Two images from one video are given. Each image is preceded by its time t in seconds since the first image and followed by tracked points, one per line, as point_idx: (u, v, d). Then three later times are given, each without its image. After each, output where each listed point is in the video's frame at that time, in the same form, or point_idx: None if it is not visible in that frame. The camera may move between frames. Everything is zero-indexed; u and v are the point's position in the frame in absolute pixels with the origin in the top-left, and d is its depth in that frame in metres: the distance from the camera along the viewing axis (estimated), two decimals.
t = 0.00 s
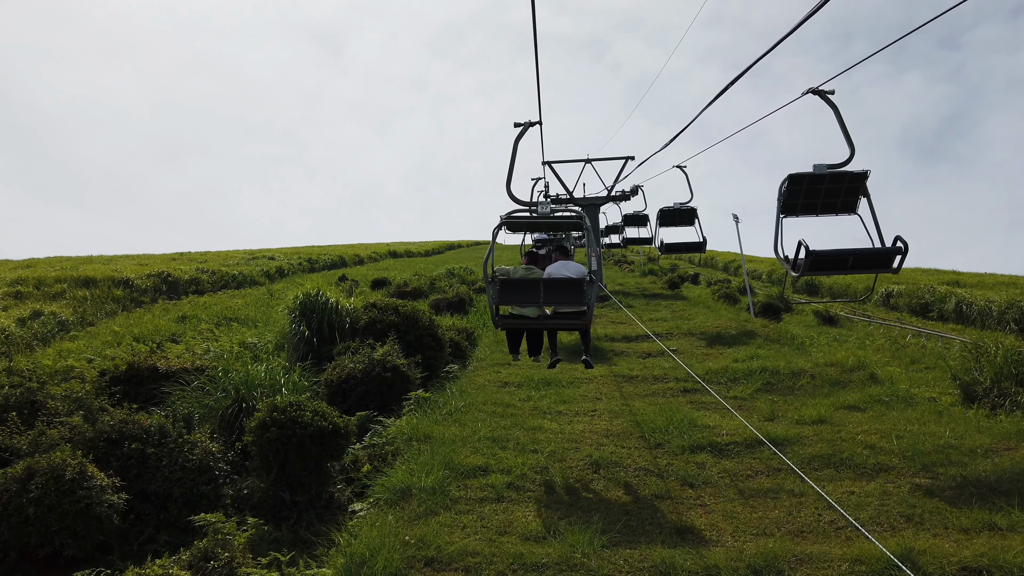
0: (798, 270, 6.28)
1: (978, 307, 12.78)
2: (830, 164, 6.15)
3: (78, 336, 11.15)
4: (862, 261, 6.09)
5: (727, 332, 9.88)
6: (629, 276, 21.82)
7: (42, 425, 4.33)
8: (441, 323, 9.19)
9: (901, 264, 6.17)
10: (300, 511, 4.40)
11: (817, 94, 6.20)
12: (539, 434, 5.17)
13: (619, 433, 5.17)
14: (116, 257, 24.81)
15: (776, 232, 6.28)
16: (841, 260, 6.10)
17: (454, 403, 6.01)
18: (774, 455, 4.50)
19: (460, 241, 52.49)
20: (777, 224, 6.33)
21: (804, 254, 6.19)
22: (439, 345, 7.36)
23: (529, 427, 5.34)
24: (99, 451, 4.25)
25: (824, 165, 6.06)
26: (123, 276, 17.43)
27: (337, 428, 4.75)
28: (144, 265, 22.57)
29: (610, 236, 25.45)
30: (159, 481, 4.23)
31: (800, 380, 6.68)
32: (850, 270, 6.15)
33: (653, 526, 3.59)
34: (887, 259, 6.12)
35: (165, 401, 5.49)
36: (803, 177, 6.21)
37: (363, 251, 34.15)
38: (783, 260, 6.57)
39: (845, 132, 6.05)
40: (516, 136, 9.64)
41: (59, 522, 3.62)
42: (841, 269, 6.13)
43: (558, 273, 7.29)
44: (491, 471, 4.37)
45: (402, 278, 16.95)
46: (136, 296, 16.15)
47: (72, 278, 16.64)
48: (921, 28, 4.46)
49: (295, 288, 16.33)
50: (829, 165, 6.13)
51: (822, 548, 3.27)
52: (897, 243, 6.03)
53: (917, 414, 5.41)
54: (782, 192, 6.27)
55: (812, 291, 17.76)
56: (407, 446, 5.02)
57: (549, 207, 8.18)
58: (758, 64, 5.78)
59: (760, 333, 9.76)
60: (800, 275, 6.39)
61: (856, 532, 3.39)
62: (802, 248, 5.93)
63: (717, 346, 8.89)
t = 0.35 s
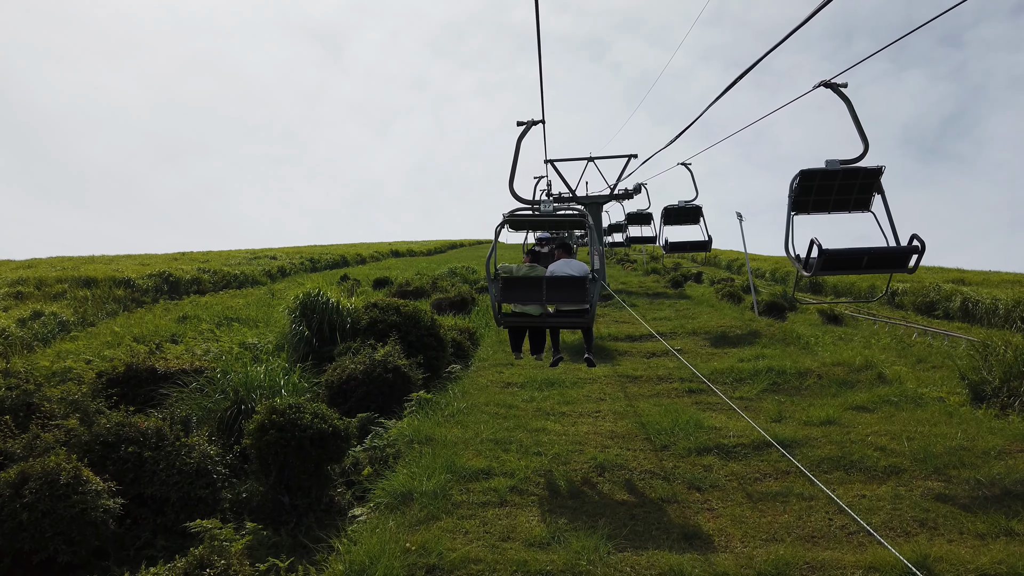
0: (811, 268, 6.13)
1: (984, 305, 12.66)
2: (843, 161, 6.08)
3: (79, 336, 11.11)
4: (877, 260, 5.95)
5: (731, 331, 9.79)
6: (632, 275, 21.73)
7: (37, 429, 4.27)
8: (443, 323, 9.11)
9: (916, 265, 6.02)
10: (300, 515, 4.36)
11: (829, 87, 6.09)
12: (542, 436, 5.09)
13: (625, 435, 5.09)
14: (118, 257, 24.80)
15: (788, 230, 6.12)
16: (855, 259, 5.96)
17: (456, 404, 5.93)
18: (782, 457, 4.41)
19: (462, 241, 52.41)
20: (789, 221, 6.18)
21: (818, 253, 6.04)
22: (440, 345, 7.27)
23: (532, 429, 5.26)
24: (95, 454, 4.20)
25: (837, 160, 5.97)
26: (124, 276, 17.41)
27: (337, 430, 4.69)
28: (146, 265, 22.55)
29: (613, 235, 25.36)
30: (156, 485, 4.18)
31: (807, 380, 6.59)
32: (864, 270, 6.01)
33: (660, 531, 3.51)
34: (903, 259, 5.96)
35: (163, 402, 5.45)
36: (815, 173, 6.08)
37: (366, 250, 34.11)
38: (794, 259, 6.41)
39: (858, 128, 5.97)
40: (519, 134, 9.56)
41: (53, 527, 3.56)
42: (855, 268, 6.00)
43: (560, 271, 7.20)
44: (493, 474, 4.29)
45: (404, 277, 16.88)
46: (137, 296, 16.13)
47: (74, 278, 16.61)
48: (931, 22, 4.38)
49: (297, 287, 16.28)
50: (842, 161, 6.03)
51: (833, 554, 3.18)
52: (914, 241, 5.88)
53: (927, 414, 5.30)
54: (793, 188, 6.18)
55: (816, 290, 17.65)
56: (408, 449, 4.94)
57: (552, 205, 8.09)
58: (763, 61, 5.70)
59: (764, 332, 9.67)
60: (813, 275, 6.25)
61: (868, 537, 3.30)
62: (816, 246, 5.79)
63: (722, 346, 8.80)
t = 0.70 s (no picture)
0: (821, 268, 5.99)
1: (987, 303, 12.56)
2: (852, 156, 6.01)
3: (75, 337, 11.01)
4: (889, 259, 5.83)
5: (733, 330, 9.71)
6: (632, 273, 21.64)
7: (26, 433, 4.19)
8: (442, 323, 9.02)
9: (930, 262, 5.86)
10: (296, 520, 4.29)
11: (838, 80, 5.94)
12: (542, 439, 5.00)
13: (626, 437, 5.01)
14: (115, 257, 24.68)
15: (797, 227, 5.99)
16: (867, 258, 5.83)
17: (455, 406, 5.84)
18: (786, 460, 4.31)
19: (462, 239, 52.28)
20: (798, 219, 6.04)
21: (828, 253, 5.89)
22: (439, 346, 7.18)
23: (532, 432, 5.18)
24: (85, 459, 4.12)
25: (846, 155, 5.89)
26: (122, 276, 17.30)
27: (332, 434, 4.61)
28: (144, 265, 22.44)
29: (613, 233, 25.27)
30: (148, 490, 4.10)
31: (810, 380, 6.50)
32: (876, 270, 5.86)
33: (662, 538, 3.41)
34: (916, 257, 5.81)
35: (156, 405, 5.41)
36: (824, 168, 5.98)
37: (365, 249, 34.01)
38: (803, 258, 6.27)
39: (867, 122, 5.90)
40: (519, 132, 9.47)
41: (41, 535, 3.48)
42: (866, 268, 5.87)
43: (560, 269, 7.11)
44: (492, 478, 4.21)
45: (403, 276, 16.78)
46: (135, 296, 16.03)
47: (70, 278, 16.50)
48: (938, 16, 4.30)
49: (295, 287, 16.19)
50: (852, 156, 5.95)
51: (841, 562, 3.09)
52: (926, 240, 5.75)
53: (933, 414, 5.21)
54: (802, 184, 6.08)
55: (818, 288, 17.58)
56: (405, 453, 4.85)
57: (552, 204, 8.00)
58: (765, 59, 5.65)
59: (766, 331, 9.58)
60: (823, 274, 6.13)
61: (877, 543, 3.21)
62: (827, 245, 5.65)
63: (724, 346, 8.72)
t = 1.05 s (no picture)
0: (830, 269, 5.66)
1: (988, 303, 12.49)
2: (861, 152, 5.68)
3: (71, 338, 10.93)
4: (901, 259, 5.49)
5: (734, 331, 9.63)
6: (632, 273, 21.56)
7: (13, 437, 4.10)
8: (440, 323, 8.93)
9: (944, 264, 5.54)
10: (289, 526, 4.23)
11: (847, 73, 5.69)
12: (540, 442, 4.92)
13: (626, 440, 4.93)
14: (113, 257, 24.57)
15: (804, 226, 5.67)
16: (878, 258, 5.49)
17: (452, 409, 5.76)
18: (790, 464, 4.22)
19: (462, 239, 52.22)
20: (805, 218, 5.73)
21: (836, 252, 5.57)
22: (436, 347, 7.10)
23: (531, 435, 5.09)
24: (74, 464, 4.05)
25: (855, 151, 5.58)
26: (119, 276, 17.21)
27: (327, 438, 4.56)
28: (142, 266, 22.34)
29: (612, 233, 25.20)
30: (138, 496, 4.05)
31: (812, 382, 6.42)
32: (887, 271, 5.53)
33: (662, 545, 3.33)
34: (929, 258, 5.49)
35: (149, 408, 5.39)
36: (832, 164, 5.66)
37: (365, 249, 33.94)
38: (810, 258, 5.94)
39: (878, 116, 5.57)
40: (516, 133, 9.38)
41: (27, 543, 3.39)
42: (878, 268, 5.54)
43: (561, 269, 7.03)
44: (489, 483, 4.13)
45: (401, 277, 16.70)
46: (132, 297, 15.95)
47: (67, 279, 16.40)
48: (937, 15, 4.19)
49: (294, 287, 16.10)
50: (861, 152, 5.64)
51: (847, 570, 3.01)
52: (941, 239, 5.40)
53: (937, 416, 5.13)
54: (809, 181, 5.76)
55: (818, 288, 17.51)
56: (401, 456, 4.77)
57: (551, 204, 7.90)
58: (759, 60, 5.43)
59: (767, 332, 9.51)
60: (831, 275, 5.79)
61: (883, 550, 3.13)
62: (837, 244, 5.32)
63: (725, 346, 8.64)
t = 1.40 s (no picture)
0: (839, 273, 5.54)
1: (987, 305, 12.42)
2: (869, 151, 5.56)
3: (64, 341, 10.83)
4: (911, 264, 5.40)
5: (732, 334, 9.57)
6: (630, 275, 21.50)
7: None
8: (436, 326, 8.85)
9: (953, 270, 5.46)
10: (278, 535, 4.14)
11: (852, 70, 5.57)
12: (536, 448, 4.83)
13: (622, 446, 4.85)
14: (110, 258, 24.46)
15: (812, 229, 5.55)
16: (888, 263, 5.39)
17: (446, 413, 5.67)
18: (788, 471, 4.14)
19: (460, 241, 52.16)
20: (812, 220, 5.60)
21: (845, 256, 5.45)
22: (431, 351, 7.01)
23: (526, 441, 5.01)
24: (57, 471, 3.97)
25: (863, 151, 5.45)
26: (114, 278, 17.09)
27: (316, 443, 4.50)
28: (138, 267, 22.23)
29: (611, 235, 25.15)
30: (122, 504, 3.96)
31: (811, 386, 6.34)
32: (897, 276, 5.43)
33: (659, 557, 3.24)
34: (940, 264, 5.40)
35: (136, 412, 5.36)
36: (839, 164, 5.53)
37: (362, 251, 33.87)
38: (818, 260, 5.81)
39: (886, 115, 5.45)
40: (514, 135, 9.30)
41: (6, 552, 3.29)
42: (887, 273, 5.42)
43: (558, 271, 6.95)
44: (482, 491, 4.05)
45: (398, 279, 16.61)
46: (127, 299, 15.85)
47: (62, 280, 16.30)
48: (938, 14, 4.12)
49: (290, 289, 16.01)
50: (869, 152, 5.51)
51: None
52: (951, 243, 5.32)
53: (939, 422, 5.05)
54: (816, 182, 5.63)
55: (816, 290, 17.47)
56: (392, 463, 4.68)
57: (549, 206, 7.83)
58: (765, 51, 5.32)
59: (766, 335, 9.43)
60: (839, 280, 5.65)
61: (885, 562, 3.04)
62: (846, 247, 5.21)
63: (723, 350, 8.58)
